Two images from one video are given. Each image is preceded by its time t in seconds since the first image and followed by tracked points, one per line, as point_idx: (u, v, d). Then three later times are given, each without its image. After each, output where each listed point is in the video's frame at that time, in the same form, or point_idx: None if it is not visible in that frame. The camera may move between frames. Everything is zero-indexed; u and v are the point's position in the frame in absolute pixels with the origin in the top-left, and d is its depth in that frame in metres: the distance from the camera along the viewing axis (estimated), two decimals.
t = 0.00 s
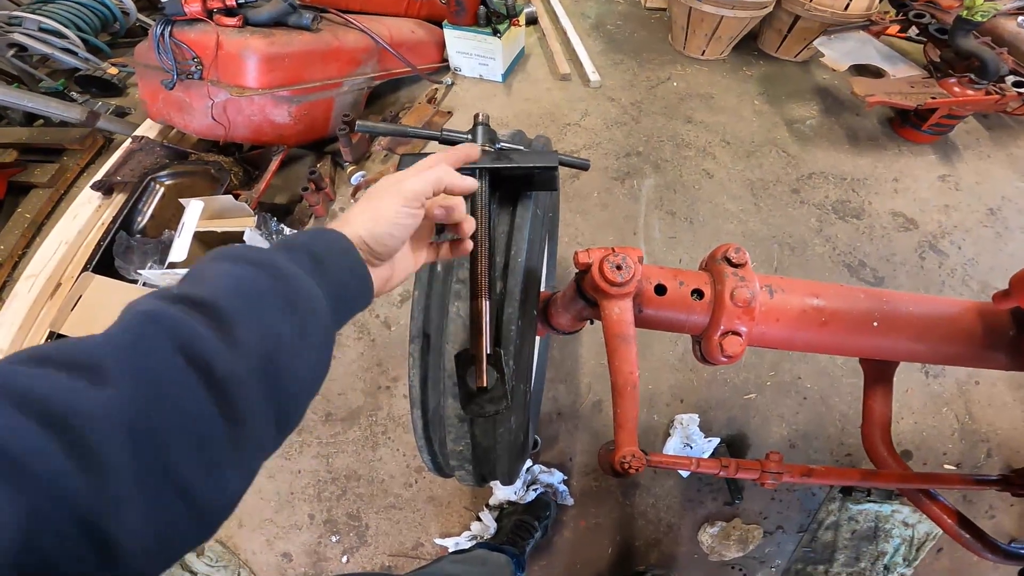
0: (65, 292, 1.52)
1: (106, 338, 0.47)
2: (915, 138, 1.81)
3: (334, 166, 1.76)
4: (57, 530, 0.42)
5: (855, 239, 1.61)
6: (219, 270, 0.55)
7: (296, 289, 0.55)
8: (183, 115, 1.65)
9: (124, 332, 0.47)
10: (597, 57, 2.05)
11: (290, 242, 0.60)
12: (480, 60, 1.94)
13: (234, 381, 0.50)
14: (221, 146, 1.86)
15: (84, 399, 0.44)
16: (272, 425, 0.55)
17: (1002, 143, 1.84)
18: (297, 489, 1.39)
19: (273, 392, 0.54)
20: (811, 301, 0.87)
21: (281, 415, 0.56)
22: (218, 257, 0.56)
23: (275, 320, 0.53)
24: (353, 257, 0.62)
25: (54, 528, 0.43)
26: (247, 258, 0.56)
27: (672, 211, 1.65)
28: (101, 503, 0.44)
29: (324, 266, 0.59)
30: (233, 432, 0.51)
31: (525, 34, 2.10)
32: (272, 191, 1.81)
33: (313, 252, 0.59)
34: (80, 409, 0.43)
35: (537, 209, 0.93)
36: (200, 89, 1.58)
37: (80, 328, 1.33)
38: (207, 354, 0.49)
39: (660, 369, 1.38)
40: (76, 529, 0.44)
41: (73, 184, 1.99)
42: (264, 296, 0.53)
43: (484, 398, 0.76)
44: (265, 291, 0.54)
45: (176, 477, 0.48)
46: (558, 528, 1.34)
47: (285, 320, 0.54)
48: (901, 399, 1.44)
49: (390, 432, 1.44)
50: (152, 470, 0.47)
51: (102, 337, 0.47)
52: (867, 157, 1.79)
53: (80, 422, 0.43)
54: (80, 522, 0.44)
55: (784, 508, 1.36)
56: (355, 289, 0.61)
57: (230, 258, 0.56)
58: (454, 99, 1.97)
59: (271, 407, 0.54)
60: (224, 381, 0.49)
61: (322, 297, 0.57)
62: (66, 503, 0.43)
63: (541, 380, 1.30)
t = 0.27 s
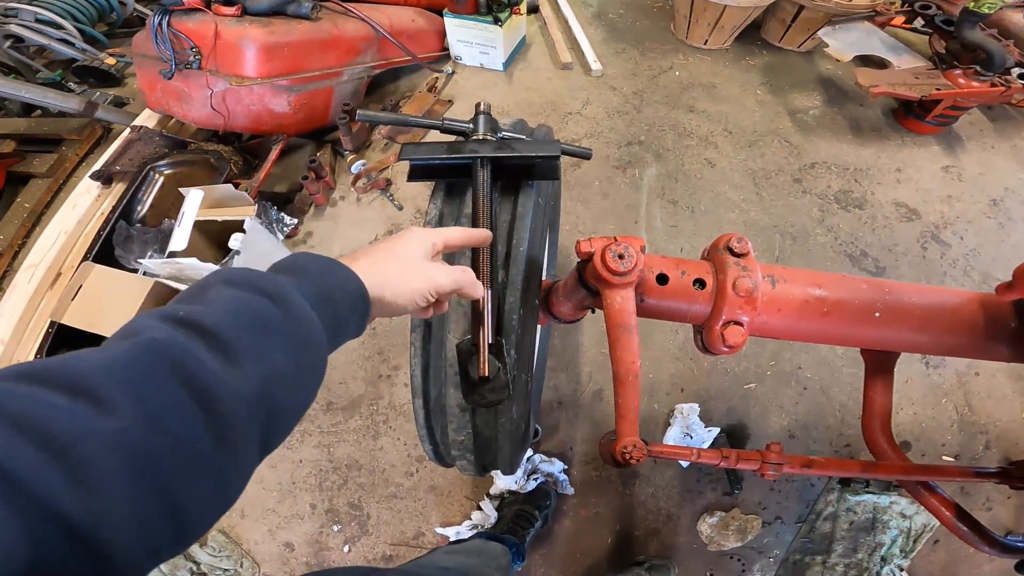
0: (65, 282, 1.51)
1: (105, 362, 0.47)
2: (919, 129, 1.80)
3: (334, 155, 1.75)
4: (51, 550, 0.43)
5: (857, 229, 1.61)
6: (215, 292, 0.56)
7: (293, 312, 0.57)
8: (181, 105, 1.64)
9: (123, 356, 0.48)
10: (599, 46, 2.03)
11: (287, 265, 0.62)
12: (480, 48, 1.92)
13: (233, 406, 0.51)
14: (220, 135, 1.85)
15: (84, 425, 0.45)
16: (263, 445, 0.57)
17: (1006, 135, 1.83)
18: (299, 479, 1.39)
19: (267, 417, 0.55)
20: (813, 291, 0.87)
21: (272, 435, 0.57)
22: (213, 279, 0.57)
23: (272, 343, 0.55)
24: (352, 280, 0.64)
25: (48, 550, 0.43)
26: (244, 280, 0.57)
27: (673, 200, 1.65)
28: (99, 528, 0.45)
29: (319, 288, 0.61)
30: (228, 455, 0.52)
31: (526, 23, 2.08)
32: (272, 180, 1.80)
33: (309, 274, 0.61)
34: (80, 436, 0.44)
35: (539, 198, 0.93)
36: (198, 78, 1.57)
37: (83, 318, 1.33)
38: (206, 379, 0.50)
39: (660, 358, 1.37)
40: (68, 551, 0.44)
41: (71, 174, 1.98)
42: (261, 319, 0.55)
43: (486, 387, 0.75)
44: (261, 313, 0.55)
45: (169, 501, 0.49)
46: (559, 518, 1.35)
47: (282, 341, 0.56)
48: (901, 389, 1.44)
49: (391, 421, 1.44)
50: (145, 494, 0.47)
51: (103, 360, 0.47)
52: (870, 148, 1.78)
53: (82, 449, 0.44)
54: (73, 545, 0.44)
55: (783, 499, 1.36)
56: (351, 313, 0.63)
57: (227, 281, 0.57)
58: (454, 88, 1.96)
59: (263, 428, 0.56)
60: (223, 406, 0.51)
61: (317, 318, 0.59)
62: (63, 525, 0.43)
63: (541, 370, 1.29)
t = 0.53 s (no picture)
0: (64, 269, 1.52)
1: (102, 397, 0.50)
2: (920, 120, 1.80)
3: (333, 143, 1.75)
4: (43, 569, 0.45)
5: (856, 218, 1.60)
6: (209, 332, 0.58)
7: (282, 356, 0.59)
8: (180, 94, 1.64)
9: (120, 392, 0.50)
10: (599, 35, 2.02)
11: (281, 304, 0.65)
12: (480, 37, 1.91)
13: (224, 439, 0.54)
14: (219, 124, 1.85)
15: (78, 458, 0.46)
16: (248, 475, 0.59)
17: (1008, 126, 1.82)
18: (297, 467, 1.40)
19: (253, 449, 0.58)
20: (808, 277, 0.87)
21: (253, 470, 0.59)
22: (209, 321, 0.60)
23: (261, 385, 0.57)
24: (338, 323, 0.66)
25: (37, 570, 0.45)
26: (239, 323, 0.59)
27: (672, 187, 1.64)
28: (87, 549, 0.47)
29: (310, 333, 0.63)
30: (210, 490, 0.54)
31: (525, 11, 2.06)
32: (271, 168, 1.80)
33: (302, 317, 0.64)
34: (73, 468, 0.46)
35: (536, 182, 0.92)
36: (196, 67, 1.57)
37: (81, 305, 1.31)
38: (196, 418, 0.52)
39: (657, 344, 1.36)
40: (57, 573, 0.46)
41: (69, 163, 1.98)
42: (252, 361, 0.57)
43: (481, 369, 0.76)
44: (253, 355, 0.57)
45: (156, 524, 0.51)
46: (556, 505, 1.35)
47: (271, 384, 0.58)
48: (898, 377, 1.45)
49: (389, 408, 1.45)
50: (135, 520, 0.50)
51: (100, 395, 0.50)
52: (870, 137, 1.77)
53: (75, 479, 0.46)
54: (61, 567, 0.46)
55: (779, 487, 1.36)
56: (337, 355, 0.65)
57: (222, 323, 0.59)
58: (454, 77, 1.95)
59: (245, 465, 0.58)
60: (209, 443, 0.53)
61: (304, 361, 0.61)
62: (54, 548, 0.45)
63: (538, 358, 1.29)
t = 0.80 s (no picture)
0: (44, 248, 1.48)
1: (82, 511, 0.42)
2: (914, 102, 1.77)
3: (321, 123, 1.71)
4: None
5: (850, 197, 1.58)
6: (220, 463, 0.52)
7: (286, 503, 0.52)
8: (163, 74, 1.62)
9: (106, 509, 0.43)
10: (591, 17, 1.99)
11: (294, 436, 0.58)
12: (471, 18, 1.89)
13: None
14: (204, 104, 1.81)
15: None
16: None
17: (1003, 111, 1.77)
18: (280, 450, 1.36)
19: None
20: (801, 240, 0.82)
21: None
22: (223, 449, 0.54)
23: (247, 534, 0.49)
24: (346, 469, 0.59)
25: None
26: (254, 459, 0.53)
27: (664, 165, 1.62)
28: None
29: (322, 479, 0.57)
30: None
31: None
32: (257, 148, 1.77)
33: (320, 456, 0.58)
34: None
35: (519, 143, 0.90)
36: (180, 46, 1.55)
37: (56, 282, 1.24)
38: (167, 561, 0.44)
39: (647, 321, 1.31)
40: None
41: (53, 146, 1.94)
42: (254, 504, 0.50)
43: (460, 328, 0.73)
44: (254, 498, 0.50)
45: None
46: (545, 490, 1.27)
47: (266, 538, 0.50)
48: (894, 358, 1.41)
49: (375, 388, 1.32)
50: None
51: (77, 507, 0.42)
52: (865, 118, 1.75)
53: None
54: None
55: (774, 471, 1.26)
56: (341, 495, 0.59)
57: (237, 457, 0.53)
58: (445, 58, 1.93)
59: None
60: None
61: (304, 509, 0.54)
62: None
63: (525, 336, 1.25)
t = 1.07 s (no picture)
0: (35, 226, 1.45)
1: (90, 459, 0.42)
2: (909, 81, 1.73)
3: (316, 100, 1.69)
4: None
5: (848, 171, 1.59)
6: (239, 382, 0.50)
7: (305, 434, 0.51)
8: (156, 53, 1.59)
9: (115, 453, 0.42)
10: None
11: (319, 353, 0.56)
12: None
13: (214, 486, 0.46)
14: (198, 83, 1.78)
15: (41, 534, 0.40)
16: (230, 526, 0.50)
17: (996, 92, 1.73)
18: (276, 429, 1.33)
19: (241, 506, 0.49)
20: (808, 192, 0.75)
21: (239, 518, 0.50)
22: (244, 363, 0.51)
23: (264, 467, 0.49)
24: (371, 398, 0.56)
25: None
26: (273, 381, 0.51)
27: (662, 139, 1.62)
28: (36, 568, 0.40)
29: (345, 407, 0.54)
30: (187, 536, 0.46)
31: None
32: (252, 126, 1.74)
33: (344, 380, 0.55)
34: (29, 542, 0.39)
35: (523, 99, 0.89)
36: (174, 24, 1.53)
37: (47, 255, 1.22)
38: (184, 500, 0.45)
39: (649, 291, 1.30)
40: None
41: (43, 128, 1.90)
42: (271, 438, 0.49)
43: (466, 273, 0.70)
44: (269, 415, 0.49)
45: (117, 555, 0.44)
46: (548, 464, 1.21)
47: (276, 454, 0.49)
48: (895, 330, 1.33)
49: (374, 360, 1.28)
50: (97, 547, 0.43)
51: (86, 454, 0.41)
52: (859, 96, 1.72)
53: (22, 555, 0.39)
54: None
55: (779, 444, 1.18)
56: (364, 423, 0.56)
57: (255, 376, 0.51)
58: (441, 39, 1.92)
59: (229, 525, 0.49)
60: (188, 528, 0.46)
61: (326, 435, 0.53)
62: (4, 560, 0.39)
63: (527, 307, 1.23)
